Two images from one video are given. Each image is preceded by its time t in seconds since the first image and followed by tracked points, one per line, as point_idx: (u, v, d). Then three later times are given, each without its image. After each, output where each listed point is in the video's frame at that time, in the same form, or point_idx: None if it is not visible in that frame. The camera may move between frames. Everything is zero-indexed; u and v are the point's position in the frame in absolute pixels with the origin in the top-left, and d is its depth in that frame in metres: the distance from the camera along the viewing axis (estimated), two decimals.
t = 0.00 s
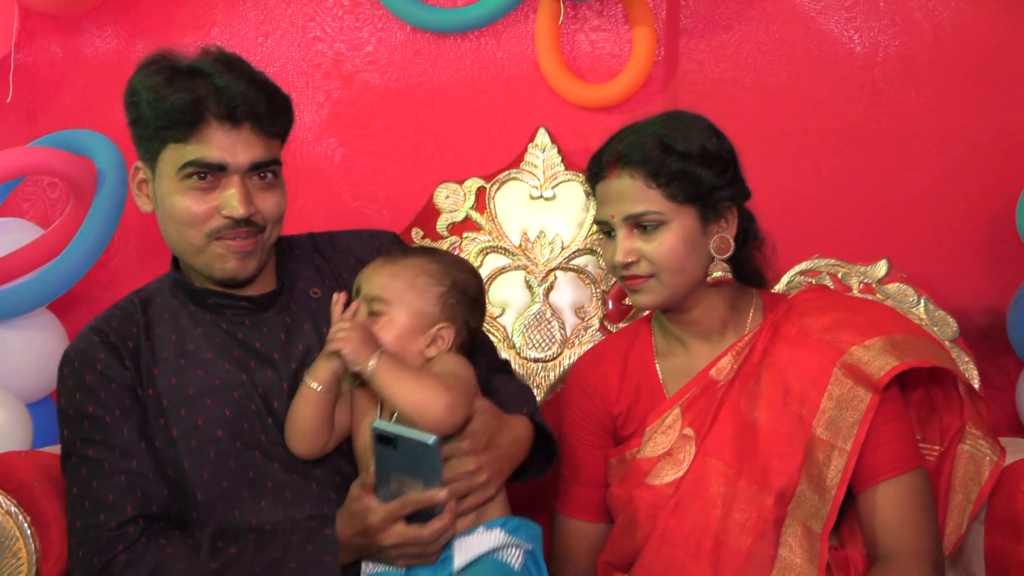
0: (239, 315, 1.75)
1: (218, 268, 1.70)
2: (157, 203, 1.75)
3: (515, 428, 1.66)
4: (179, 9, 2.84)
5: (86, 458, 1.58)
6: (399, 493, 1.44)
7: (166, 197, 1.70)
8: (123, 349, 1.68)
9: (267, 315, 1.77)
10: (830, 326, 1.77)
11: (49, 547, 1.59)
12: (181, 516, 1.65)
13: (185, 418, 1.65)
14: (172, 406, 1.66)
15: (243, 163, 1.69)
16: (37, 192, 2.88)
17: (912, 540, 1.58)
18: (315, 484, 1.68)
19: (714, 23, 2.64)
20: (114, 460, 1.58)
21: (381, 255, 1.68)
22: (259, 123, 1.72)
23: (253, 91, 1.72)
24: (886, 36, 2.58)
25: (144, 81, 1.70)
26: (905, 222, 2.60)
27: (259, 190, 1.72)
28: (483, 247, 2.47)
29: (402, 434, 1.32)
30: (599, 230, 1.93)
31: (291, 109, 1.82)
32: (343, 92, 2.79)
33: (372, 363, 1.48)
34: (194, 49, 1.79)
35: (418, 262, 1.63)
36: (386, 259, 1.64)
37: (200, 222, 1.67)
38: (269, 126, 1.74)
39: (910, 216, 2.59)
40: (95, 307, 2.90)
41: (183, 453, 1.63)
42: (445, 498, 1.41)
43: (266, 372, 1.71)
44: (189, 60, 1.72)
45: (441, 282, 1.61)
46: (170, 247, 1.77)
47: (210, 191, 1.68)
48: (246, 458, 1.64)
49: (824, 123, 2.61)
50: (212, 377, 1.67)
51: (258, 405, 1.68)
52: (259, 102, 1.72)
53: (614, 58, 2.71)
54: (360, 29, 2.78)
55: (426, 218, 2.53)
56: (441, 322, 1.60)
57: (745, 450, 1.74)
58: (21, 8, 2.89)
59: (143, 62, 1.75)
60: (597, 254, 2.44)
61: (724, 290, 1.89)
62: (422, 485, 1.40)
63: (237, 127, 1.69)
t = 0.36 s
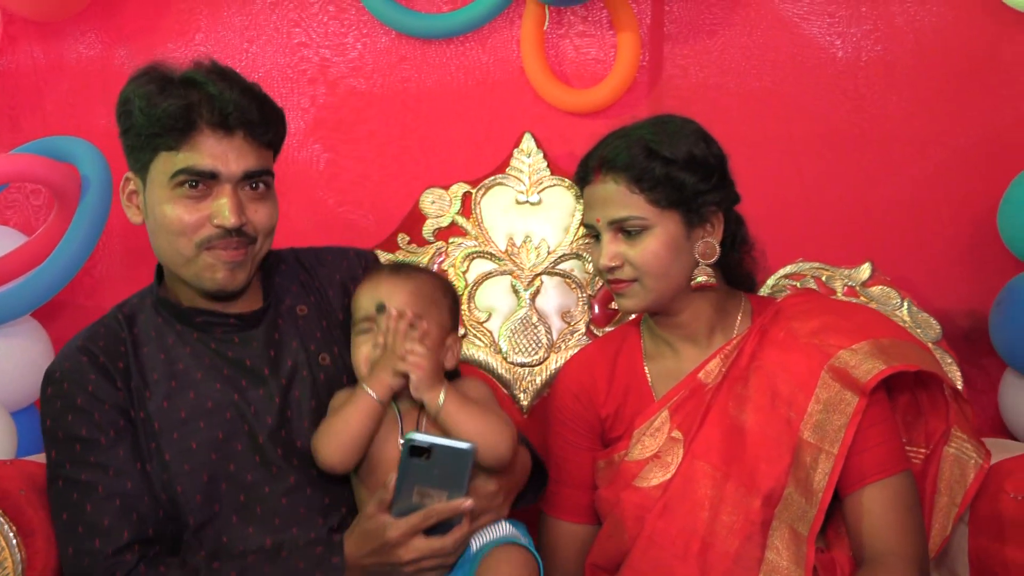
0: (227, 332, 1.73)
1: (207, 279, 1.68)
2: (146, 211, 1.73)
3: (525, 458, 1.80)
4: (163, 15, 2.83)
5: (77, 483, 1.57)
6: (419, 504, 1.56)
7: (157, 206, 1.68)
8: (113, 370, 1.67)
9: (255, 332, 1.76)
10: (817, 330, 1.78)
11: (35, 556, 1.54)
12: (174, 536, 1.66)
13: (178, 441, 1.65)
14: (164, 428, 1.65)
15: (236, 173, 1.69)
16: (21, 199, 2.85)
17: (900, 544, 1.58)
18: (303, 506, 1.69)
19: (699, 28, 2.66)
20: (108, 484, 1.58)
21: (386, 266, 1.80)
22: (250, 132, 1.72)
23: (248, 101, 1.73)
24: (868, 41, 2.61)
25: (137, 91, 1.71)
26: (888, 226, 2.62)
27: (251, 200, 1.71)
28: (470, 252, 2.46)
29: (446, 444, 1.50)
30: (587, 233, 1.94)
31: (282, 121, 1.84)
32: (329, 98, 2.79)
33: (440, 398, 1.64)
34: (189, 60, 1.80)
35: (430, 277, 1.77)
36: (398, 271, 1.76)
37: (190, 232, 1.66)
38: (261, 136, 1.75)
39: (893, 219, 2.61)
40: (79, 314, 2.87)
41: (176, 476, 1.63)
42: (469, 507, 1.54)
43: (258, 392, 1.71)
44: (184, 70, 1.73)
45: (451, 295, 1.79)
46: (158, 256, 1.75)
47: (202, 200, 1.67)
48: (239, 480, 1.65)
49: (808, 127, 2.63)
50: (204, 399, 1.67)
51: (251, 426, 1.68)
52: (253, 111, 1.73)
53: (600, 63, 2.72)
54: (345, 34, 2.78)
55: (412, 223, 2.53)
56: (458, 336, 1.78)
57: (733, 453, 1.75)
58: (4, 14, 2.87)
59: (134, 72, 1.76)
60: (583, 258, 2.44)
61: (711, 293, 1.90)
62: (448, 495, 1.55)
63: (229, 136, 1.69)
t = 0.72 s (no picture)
0: (217, 353, 1.71)
1: (199, 307, 1.67)
2: (140, 234, 1.71)
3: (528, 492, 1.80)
4: (136, 21, 2.81)
5: (57, 506, 1.56)
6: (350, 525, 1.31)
7: (153, 230, 1.66)
8: (100, 392, 1.63)
9: (246, 352, 1.74)
10: (798, 331, 1.78)
11: (18, 567, 1.62)
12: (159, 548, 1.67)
13: (168, 464, 1.63)
14: (154, 451, 1.64)
15: (234, 203, 1.67)
16: None
17: (881, 542, 1.60)
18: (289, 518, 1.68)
19: (673, 29, 2.67)
20: (88, 506, 1.56)
21: (406, 280, 1.83)
22: (251, 162, 1.71)
23: (252, 132, 1.72)
24: (840, 41, 2.63)
25: (139, 111, 1.68)
26: (864, 223, 2.64)
27: (247, 230, 1.70)
28: (449, 256, 2.46)
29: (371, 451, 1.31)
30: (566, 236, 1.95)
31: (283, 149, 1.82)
32: (305, 103, 2.77)
33: (464, 421, 1.66)
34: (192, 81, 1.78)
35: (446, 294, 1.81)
36: (416, 287, 1.79)
37: (184, 259, 1.64)
38: (261, 165, 1.73)
39: (869, 217, 2.64)
40: (55, 325, 2.84)
41: (166, 499, 1.62)
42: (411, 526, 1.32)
43: (250, 414, 1.69)
44: (188, 94, 1.71)
45: (462, 313, 1.83)
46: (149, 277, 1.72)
47: (200, 227, 1.65)
48: (228, 503, 1.65)
49: (783, 126, 2.65)
50: (195, 423, 1.65)
51: (242, 448, 1.67)
52: (255, 141, 1.71)
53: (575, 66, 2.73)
54: (320, 40, 2.77)
55: (390, 228, 2.53)
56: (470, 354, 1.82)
57: (715, 453, 1.75)
58: None
59: (136, 91, 1.74)
60: (562, 260, 2.44)
61: (692, 295, 1.89)
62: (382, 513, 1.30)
63: (231, 166, 1.67)
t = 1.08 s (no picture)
0: (224, 344, 1.71)
1: (205, 301, 1.64)
2: (150, 224, 1.67)
3: (540, 503, 1.77)
4: (121, 17, 2.79)
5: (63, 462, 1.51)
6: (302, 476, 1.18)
7: (162, 223, 1.63)
8: (109, 370, 1.61)
9: (253, 346, 1.74)
10: (785, 328, 1.80)
11: (8, 563, 1.62)
12: (154, 529, 1.59)
13: (172, 448, 1.61)
14: (160, 435, 1.62)
15: (244, 200, 1.63)
16: None
17: (865, 536, 1.62)
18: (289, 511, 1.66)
19: (661, 26, 2.68)
20: (94, 460, 1.51)
21: (413, 280, 1.83)
22: (265, 160, 1.66)
23: (268, 129, 1.68)
24: (826, 38, 2.65)
25: (156, 103, 1.65)
26: (850, 220, 2.66)
27: (257, 227, 1.66)
28: (437, 253, 2.47)
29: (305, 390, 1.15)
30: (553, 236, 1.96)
31: (298, 146, 1.79)
32: (292, 99, 2.76)
33: (485, 427, 1.66)
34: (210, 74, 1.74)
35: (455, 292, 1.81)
36: (425, 286, 1.79)
37: (192, 253, 1.61)
38: (275, 164, 1.69)
39: (855, 214, 2.66)
40: (42, 322, 2.82)
41: (168, 482, 1.60)
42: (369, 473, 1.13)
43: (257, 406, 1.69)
44: (205, 89, 1.68)
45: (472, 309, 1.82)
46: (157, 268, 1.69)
47: (208, 222, 1.62)
48: (229, 493, 1.63)
49: (770, 123, 2.66)
50: (202, 409, 1.64)
51: (247, 438, 1.66)
52: (269, 138, 1.67)
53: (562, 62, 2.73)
54: (308, 36, 2.76)
55: (377, 224, 2.52)
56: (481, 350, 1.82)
57: (703, 448, 1.76)
58: None
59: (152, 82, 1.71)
60: (549, 256, 2.44)
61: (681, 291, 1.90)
62: (333, 459, 1.16)
63: (243, 163, 1.63)
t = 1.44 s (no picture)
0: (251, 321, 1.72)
1: (246, 286, 1.63)
2: (188, 202, 1.63)
3: (551, 493, 1.70)
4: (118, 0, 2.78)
5: (88, 405, 1.51)
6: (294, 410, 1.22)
7: (205, 205, 1.59)
8: (137, 334, 1.62)
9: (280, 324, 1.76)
10: (786, 309, 1.81)
11: (12, 544, 1.64)
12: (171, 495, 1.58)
13: (194, 419, 1.62)
14: (183, 404, 1.62)
15: (293, 189, 1.60)
16: None
17: (869, 513, 1.62)
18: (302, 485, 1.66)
19: (658, 9, 2.68)
20: (119, 405, 1.51)
21: (410, 263, 1.81)
22: (315, 151, 1.64)
23: (319, 120, 1.65)
24: (824, 21, 2.64)
25: (204, 84, 1.61)
26: (847, 204, 2.67)
27: (302, 216, 1.63)
28: (437, 236, 2.48)
29: (291, 312, 1.15)
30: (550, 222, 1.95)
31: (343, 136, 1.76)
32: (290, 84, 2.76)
33: (479, 406, 1.65)
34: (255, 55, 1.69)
35: (453, 271, 1.78)
36: (419, 268, 1.78)
37: (235, 238, 1.57)
38: (322, 154, 1.67)
39: (853, 197, 2.66)
40: (43, 306, 2.83)
41: (187, 453, 1.61)
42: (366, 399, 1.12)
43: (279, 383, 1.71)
44: (254, 71, 1.63)
45: (474, 286, 1.80)
46: (194, 248, 1.66)
47: (253, 207, 1.58)
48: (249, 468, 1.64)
49: (768, 107, 2.66)
50: (226, 382, 1.66)
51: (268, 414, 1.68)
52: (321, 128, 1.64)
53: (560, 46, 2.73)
54: (305, 20, 2.75)
55: (377, 208, 2.54)
56: (483, 328, 1.81)
57: (706, 430, 1.78)
58: None
59: (196, 59, 1.65)
60: (548, 240, 2.45)
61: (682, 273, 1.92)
62: (324, 386, 1.19)
63: (294, 150, 1.60)
